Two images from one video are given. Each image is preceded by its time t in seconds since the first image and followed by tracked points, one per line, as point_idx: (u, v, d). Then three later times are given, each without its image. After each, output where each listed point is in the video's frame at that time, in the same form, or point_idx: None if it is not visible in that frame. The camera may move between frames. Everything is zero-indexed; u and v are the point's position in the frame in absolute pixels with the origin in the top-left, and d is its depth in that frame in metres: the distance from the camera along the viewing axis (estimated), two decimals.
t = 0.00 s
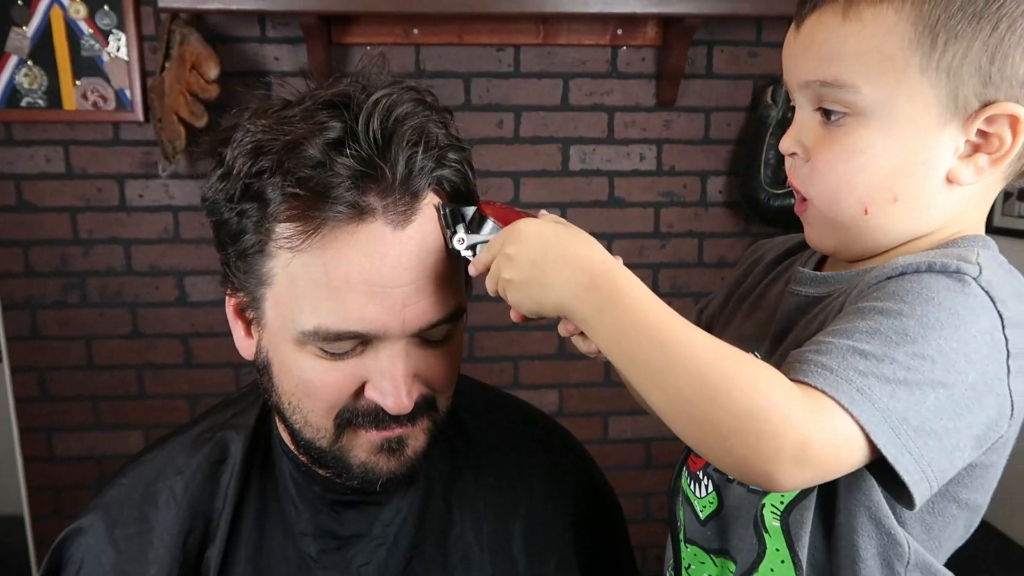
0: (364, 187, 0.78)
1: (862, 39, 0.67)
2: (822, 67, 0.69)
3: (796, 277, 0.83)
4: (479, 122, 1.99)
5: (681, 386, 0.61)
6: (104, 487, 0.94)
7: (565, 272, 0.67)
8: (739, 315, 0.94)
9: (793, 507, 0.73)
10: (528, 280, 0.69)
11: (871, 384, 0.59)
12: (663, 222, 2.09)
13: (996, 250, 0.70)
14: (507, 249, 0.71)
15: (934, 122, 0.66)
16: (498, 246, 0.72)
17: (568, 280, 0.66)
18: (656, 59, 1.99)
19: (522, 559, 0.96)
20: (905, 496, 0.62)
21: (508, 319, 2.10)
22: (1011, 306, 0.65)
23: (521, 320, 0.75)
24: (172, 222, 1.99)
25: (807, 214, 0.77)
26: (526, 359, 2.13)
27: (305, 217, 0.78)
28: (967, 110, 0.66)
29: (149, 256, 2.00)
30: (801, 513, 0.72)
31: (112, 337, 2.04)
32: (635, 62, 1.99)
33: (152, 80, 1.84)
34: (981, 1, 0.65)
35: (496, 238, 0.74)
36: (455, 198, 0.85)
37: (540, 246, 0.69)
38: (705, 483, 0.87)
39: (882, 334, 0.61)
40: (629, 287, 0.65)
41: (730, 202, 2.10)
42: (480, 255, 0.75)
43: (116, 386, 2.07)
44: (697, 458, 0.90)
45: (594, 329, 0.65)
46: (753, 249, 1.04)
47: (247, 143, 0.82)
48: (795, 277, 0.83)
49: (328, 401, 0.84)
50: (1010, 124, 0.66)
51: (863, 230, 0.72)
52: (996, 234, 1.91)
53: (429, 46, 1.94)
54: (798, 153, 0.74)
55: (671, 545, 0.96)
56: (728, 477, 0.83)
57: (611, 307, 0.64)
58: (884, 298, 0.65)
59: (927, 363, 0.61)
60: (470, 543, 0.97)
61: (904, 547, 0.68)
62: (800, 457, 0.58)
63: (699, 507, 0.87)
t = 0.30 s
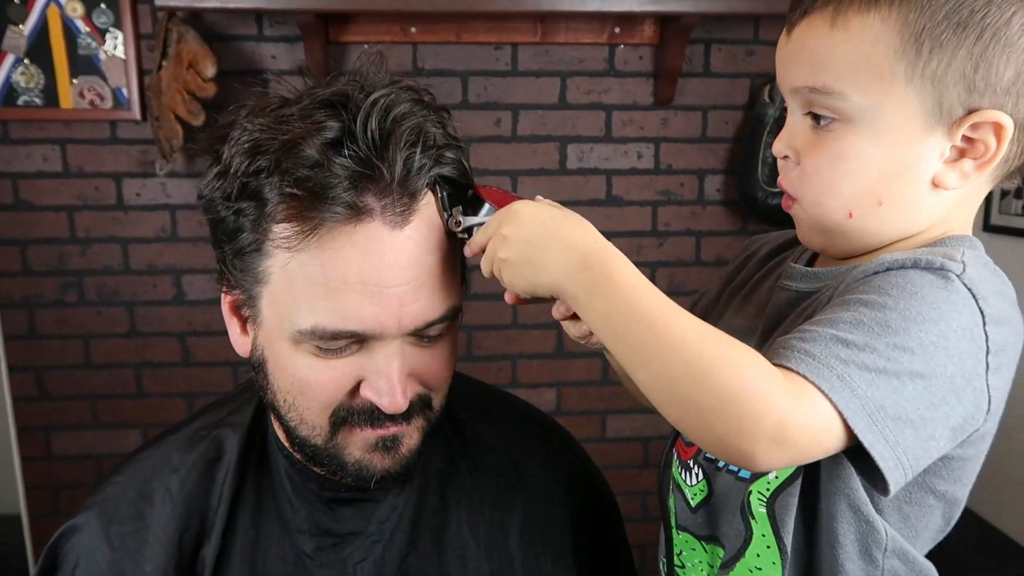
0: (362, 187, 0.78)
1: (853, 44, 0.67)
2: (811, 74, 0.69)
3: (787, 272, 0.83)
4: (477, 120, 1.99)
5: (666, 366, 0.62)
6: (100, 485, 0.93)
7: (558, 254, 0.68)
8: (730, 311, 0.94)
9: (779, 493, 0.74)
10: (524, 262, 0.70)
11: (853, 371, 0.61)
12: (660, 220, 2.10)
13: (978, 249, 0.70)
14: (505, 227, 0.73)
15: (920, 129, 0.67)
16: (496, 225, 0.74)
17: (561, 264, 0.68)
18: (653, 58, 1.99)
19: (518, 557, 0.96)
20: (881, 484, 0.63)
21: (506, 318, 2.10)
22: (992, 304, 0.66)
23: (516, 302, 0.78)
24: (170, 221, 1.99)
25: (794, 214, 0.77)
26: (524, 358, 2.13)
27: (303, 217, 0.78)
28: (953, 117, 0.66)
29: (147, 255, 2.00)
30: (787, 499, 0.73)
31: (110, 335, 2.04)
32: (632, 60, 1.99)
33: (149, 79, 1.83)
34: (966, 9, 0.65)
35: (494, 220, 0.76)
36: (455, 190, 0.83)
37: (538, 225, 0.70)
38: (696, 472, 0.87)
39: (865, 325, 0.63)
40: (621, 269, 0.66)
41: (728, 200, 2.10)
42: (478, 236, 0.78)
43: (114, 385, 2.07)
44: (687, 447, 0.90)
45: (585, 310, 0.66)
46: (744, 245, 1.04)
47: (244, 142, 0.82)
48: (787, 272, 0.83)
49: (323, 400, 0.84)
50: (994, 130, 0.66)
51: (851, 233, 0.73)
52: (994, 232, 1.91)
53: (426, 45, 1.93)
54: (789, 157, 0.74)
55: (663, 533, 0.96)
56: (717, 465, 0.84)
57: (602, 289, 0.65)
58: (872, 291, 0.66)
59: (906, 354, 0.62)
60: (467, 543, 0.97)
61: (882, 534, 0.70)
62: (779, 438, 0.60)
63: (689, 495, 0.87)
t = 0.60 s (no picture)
0: (353, 187, 0.78)
1: (839, 41, 0.69)
2: (799, 73, 0.71)
3: (777, 263, 0.83)
4: (473, 117, 1.99)
5: (659, 347, 0.63)
6: (92, 483, 0.93)
7: (550, 240, 0.69)
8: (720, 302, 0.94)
9: (767, 475, 0.75)
10: (519, 246, 0.71)
11: (842, 350, 0.61)
12: (657, 218, 2.09)
13: (963, 241, 0.70)
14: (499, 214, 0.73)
15: (904, 124, 0.68)
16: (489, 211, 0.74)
17: (554, 249, 0.69)
18: (650, 55, 1.99)
19: (513, 554, 0.96)
20: (868, 465, 0.64)
21: (502, 315, 2.10)
22: (977, 290, 0.67)
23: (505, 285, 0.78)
24: (165, 218, 1.98)
25: (784, 209, 0.78)
26: (520, 355, 2.13)
27: (294, 217, 0.77)
28: (935, 112, 0.68)
29: (142, 252, 2.00)
30: (774, 481, 0.74)
31: (105, 333, 2.03)
32: (628, 57, 1.99)
33: (143, 76, 1.83)
34: (947, 7, 0.67)
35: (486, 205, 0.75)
36: (453, 181, 0.82)
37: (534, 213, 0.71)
38: (686, 458, 0.87)
39: (855, 308, 0.63)
40: (613, 252, 0.67)
41: (724, 197, 2.09)
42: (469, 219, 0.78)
43: (109, 383, 2.06)
44: (677, 434, 0.90)
45: (581, 295, 0.68)
46: (733, 240, 1.05)
47: (234, 141, 0.80)
48: (777, 261, 0.83)
49: (314, 399, 0.83)
50: (975, 125, 0.67)
51: (840, 227, 0.73)
52: (990, 229, 1.91)
53: (422, 42, 1.93)
54: (778, 155, 0.75)
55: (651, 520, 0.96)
56: (708, 451, 0.84)
57: (598, 273, 0.66)
58: (860, 276, 0.66)
59: (894, 336, 0.63)
60: (461, 540, 0.96)
61: (869, 516, 0.70)
62: (771, 416, 0.60)
63: (679, 482, 0.87)
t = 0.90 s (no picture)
0: (356, 194, 0.76)
1: (826, 36, 0.70)
2: (789, 66, 0.72)
3: (758, 256, 0.82)
4: (471, 116, 1.98)
5: (629, 328, 0.64)
6: (87, 483, 0.92)
7: (524, 223, 0.69)
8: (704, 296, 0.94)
9: (745, 461, 0.75)
10: (490, 226, 0.71)
11: (815, 330, 0.62)
12: (655, 216, 2.09)
13: (939, 233, 0.71)
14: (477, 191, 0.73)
15: (888, 118, 0.69)
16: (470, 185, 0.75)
17: (528, 231, 0.69)
18: (647, 53, 1.99)
19: (511, 555, 0.96)
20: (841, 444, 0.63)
21: (499, 314, 2.10)
22: (948, 277, 0.68)
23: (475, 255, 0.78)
24: (163, 217, 1.98)
25: (768, 202, 0.78)
26: (517, 354, 2.13)
27: (296, 223, 0.76)
28: (918, 107, 0.69)
29: (139, 251, 1.99)
30: (753, 467, 0.75)
31: (102, 332, 2.03)
32: (627, 56, 1.98)
33: (140, 74, 1.82)
34: (931, 7, 0.69)
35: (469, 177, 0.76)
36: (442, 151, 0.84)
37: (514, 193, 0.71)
38: (667, 449, 0.86)
39: (828, 289, 0.64)
40: (583, 236, 0.68)
41: (722, 196, 2.09)
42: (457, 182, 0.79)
43: (106, 382, 2.06)
44: (659, 425, 0.89)
45: (552, 280, 0.69)
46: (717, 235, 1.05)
47: (236, 143, 0.78)
48: (757, 254, 0.83)
49: (314, 403, 0.83)
50: (955, 122, 0.69)
51: (822, 219, 0.74)
52: (987, 228, 1.92)
53: (419, 40, 1.93)
54: (765, 149, 0.76)
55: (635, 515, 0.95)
56: (688, 440, 0.83)
57: (571, 254, 0.67)
58: (831, 263, 0.67)
59: (866, 317, 0.63)
60: (460, 540, 0.96)
61: (847, 502, 0.71)
62: (743, 392, 0.61)
63: (662, 473, 0.87)
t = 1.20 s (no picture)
0: (362, 200, 0.76)
1: (811, 33, 0.70)
2: (772, 63, 0.72)
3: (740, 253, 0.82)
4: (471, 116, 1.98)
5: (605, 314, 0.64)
6: (89, 485, 0.92)
7: (508, 203, 0.68)
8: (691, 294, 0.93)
9: (725, 456, 0.75)
10: (473, 204, 0.70)
11: (789, 322, 0.63)
12: (653, 217, 2.09)
13: (921, 234, 0.71)
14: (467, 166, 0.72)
15: (869, 115, 0.70)
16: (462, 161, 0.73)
17: (513, 210, 0.68)
18: (646, 53, 1.99)
19: (513, 556, 0.96)
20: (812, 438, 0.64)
21: (498, 314, 2.10)
22: (927, 275, 0.69)
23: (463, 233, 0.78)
24: (161, 217, 1.98)
25: (751, 197, 0.78)
26: (516, 354, 2.13)
27: (303, 228, 0.77)
28: (898, 105, 0.70)
29: (137, 251, 1.99)
30: (732, 462, 0.75)
31: (100, 332, 2.03)
32: (625, 56, 1.98)
33: (139, 73, 1.82)
34: (912, 7, 0.69)
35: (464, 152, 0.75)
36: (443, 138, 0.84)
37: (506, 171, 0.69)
38: (650, 445, 0.86)
39: (805, 283, 0.65)
40: (564, 222, 0.67)
41: (721, 196, 2.09)
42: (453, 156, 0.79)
43: (104, 382, 2.05)
44: (642, 421, 0.89)
45: (530, 265, 0.68)
46: (706, 233, 1.05)
47: (242, 146, 0.78)
48: (740, 252, 0.83)
49: (318, 407, 0.83)
50: (935, 121, 0.69)
51: (803, 214, 0.74)
52: (984, 229, 1.92)
53: (419, 40, 1.93)
54: (748, 145, 0.76)
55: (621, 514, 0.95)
56: (670, 436, 0.83)
57: (550, 238, 0.66)
58: (810, 258, 0.68)
59: (840, 311, 0.64)
60: (462, 542, 0.96)
61: (824, 497, 0.72)
62: (715, 381, 0.61)
63: (645, 469, 0.86)
